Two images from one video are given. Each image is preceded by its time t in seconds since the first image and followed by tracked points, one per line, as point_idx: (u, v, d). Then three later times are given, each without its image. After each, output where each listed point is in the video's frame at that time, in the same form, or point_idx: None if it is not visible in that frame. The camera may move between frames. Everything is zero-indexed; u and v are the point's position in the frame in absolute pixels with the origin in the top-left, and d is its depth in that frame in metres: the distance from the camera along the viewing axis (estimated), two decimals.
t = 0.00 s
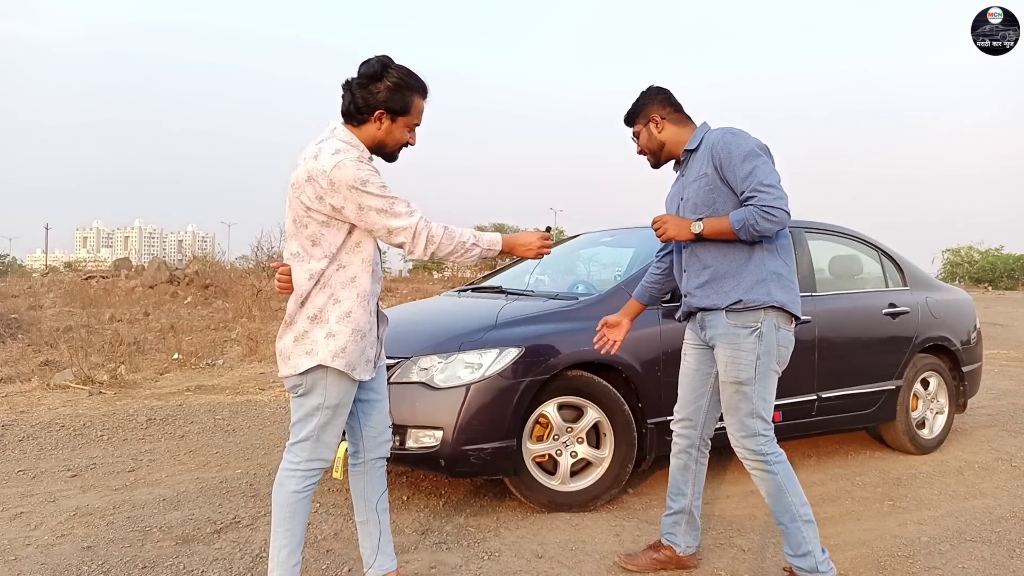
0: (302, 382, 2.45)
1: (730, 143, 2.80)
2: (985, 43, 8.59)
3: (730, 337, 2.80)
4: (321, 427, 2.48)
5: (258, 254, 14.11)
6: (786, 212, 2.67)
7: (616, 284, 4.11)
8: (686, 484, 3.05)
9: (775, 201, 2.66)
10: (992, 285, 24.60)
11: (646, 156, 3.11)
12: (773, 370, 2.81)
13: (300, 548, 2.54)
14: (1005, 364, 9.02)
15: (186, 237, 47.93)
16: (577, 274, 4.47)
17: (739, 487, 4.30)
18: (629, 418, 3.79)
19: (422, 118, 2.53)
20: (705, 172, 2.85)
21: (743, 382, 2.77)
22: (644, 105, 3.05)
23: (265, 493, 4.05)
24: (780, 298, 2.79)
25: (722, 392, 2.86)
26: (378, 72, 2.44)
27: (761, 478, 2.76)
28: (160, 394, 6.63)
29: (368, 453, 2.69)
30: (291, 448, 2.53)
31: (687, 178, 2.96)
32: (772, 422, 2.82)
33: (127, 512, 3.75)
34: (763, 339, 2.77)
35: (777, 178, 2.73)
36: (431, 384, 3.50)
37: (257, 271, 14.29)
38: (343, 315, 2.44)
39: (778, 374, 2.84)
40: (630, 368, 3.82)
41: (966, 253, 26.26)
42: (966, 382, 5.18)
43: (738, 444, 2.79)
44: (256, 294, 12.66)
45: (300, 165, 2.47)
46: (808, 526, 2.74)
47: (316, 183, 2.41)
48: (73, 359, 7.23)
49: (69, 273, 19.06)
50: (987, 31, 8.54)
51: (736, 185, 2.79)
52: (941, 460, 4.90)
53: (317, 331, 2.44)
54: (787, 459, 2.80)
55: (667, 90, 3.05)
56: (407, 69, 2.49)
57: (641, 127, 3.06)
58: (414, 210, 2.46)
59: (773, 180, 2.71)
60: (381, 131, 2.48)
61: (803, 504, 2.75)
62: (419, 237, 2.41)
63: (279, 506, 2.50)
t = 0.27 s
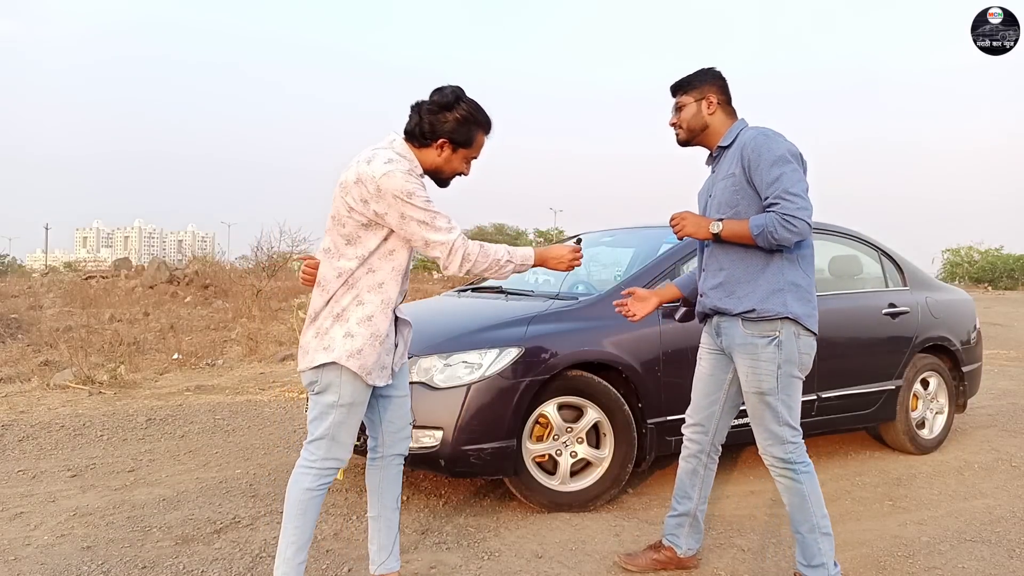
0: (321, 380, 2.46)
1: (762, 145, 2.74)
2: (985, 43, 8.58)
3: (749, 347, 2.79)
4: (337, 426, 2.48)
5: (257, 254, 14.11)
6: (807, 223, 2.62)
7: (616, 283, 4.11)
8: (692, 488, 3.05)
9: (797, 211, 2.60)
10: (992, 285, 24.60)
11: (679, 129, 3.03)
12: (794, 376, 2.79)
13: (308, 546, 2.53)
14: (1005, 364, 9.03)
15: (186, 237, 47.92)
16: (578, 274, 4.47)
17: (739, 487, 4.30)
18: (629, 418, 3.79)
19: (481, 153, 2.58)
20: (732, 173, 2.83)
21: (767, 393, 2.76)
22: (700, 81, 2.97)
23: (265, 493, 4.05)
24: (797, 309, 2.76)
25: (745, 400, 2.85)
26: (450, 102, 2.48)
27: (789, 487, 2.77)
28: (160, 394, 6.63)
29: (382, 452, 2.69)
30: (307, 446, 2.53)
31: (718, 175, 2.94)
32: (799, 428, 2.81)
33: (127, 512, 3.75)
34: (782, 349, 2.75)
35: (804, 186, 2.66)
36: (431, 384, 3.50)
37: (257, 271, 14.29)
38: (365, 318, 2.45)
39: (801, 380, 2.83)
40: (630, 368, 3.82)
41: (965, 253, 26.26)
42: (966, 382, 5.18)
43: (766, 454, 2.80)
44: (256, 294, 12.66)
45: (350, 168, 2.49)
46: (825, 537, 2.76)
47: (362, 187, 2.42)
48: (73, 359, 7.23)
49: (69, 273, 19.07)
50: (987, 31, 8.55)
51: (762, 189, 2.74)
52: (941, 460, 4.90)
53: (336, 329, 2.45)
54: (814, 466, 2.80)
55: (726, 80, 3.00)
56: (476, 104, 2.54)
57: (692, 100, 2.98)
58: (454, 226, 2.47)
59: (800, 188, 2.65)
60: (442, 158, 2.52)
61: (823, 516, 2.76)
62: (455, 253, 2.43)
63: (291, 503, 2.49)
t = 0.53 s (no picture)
0: (337, 377, 2.48)
1: (814, 152, 2.69)
2: (985, 43, 8.58)
3: (771, 352, 2.80)
4: (351, 422, 2.49)
5: (257, 254, 14.11)
6: (852, 239, 2.62)
7: (616, 283, 4.11)
8: (701, 489, 3.04)
9: (846, 225, 2.60)
10: (992, 285, 24.59)
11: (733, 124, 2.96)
12: (819, 380, 2.78)
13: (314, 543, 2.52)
14: (1005, 364, 9.02)
15: (186, 237, 47.93)
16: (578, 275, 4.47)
17: (739, 487, 4.30)
18: (629, 418, 3.79)
19: (519, 183, 2.59)
20: (775, 175, 2.80)
21: (788, 399, 2.77)
22: (757, 73, 2.89)
23: (265, 493, 4.05)
24: (822, 321, 2.74)
25: (769, 403, 2.87)
26: (497, 129, 2.51)
27: (811, 491, 2.80)
28: (160, 394, 6.63)
29: (393, 450, 2.70)
30: (320, 442, 2.53)
31: (760, 174, 2.91)
32: (827, 431, 2.81)
33: (128, 512, 3.75)
34: (804, 355, 2.74)
35: (853, 201, 2.66)
36: (431, 384, 3.50)
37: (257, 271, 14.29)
38: (381, 322, 2.47)
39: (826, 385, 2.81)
40: (630, 368, 3.82)
41: (965, 253, 26.25)
42: (966, 382, 5.18)
43: (791, 457, 2.82)
44: (256, 294, 12.66)
45: (388, 172, 2.52)
46: (838, 544, 2.78)
47: (393, 192, 2.43)
48: (73, 359, 7.23)
49: (70, 274, 19.08)
50: (987, 31, 8.55)
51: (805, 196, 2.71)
52: (941, 460, 4.90)
53: (352, 329, 2.48)
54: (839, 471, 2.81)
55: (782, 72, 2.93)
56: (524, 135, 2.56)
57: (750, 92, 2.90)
58: (476, 244, 2.46)
59: (850, 203, 2.64)
60: (479, 181, 2.53)
61: (840, 522, 2.78)
62: (470, 272, 2.42)
63: (302, 497, 2.49)
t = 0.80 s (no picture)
0: (343, 374, 2.48)
1: (849, 159, 2.66)
2: (985, 43, 8.58)
3: (786, 352, 2.81)
4: (356, 419, 2.49)
5: (257, 254, 14.11)
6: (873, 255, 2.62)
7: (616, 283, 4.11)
8: (711, 478, 3.12)
9: (866, 241, 2.59)
10: (992, 285, 24.59)
11: (774, 109, 2.93)
12: (835, 381, 2.77)
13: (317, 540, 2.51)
14: (1005, 364, 9.02)
15: (186, 237, 47.93)
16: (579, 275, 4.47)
17: (739, 487, 4.30)
18: (629, 418, 3.79)
19: (536, 201, 2.61)
20: (806, 177, 2.79)
21: (802, 398, 2.79)
22: (806, 60, 2.84)
23: (265, 493, 4.05)
24: (839, 328, 2.74)
25: (783, 402, 2.89)
26: (522, 145, 2.52)
27: (819, 491, 2.81)
28: (160, 394, 6.63)
29: (396, 448, 2.71)
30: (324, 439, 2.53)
31: (793, 169, 2.89)
32: (841, 432, 2.81)
33: (128, 512, 3.75)
34: (819, 356, 2.74)
35: (878, 216, 2.64)
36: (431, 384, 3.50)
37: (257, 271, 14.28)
38: (390, 323, 2.47)
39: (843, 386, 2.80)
40: (630, 369, 3.82)
41: (965, 253, 26.24)
42: (966, 382, 5.18)
43: (803, 457, 2.83)
44: (256, 294, 12.66)
45: (409, 175, 2.51)
46: (842, 547, 2.78)
47: (413, 196, 2.43)
48: (73, 359, 7.23)
49: (70, 274, 19.08)
50: (987, 31, 8.56)
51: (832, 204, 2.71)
52: (941, 460, 4.90)
53: (361, 327, 2.48)
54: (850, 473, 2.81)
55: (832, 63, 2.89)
56: (546, 153, 2.58)
57: (796, 81, 2.86)
58: (490, 254, 2.46)
59: (874, 218, 2.62)
60: (498, 195, 2.54)
61: (847, 525, 2.79)
62: (482, 281, 2.42)
63: (305, 494, 2.49)
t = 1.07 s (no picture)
0: (344, 374, 2.48)
1: (854, 166, 2.65)
2: (985, 43, 8.58)
3: (786, 352, 2.82)
4: (357, 421, 2.49)
5: (257, 254, 14.11)
6: (875, 263, 2.62)
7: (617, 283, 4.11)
8: (735, 486, 3.10)
9: (869, 249, 2.60)
10: (992, 284, 24.59)
11: (778, 110, 2.92)
12: (836, 381, 2.77)
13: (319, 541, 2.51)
14: (1005, 364, 9.02)
15: (186, 237, 47.93)
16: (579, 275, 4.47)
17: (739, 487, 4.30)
18: (629, 418, 3.79)
19: (537, 204, 2.61)
20: (810, 180, 2.79)
21: (803, 398, 2.79)
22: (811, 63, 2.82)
23: (265, 493, 4.05)
24: (838, 328, 2.74)
25: (785, 402, 2.89)
26: (525, 148, 2.52)
27: (821, 490, 2.80)
28: (160, 394, 6.63)
29: (399, 449, 2.70)
30: (326, 440, 2.53)
31: (798, 171, 2.88)
32: (842, 432, 2.81)
33: (128, 512, 3.75)
34: (820, 355, 2.75)
35: (882, 223, 2.64)
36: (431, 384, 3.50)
37: (257, 271, 14.28)
38: (391, 324, 2.47)
39: (844, 385, 2.80)
40: (630, 369, 3.82)
41: (965, 253, 26.23)
42: (966, 382, 5.18)
43: (804, 456, 2.83)
44: (256, 294, 12.67)
45: (411, 175, 2.51)
46: (843, 547, 2.78)
47: (415, 196, 2.43)
48: (73, 359, 7.23)
49: (70, 274, 19.08)
50: (987, 31, 8.56)
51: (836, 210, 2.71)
52: (941, 460, 4.90)
53: (362, 328, 2.48)
54: (852, 473, 2.81)
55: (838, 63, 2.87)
56: (549, 156, 2.58)
57: (801, 83, 2.85)
58: (491, 254, 2.46)
59: (878, 225, 2.62)
60: (500, 197, 2.54)
61: (847, 525, 2.78)
62: (483, 282, 2.42)
63: (307, 495, 2.49)
